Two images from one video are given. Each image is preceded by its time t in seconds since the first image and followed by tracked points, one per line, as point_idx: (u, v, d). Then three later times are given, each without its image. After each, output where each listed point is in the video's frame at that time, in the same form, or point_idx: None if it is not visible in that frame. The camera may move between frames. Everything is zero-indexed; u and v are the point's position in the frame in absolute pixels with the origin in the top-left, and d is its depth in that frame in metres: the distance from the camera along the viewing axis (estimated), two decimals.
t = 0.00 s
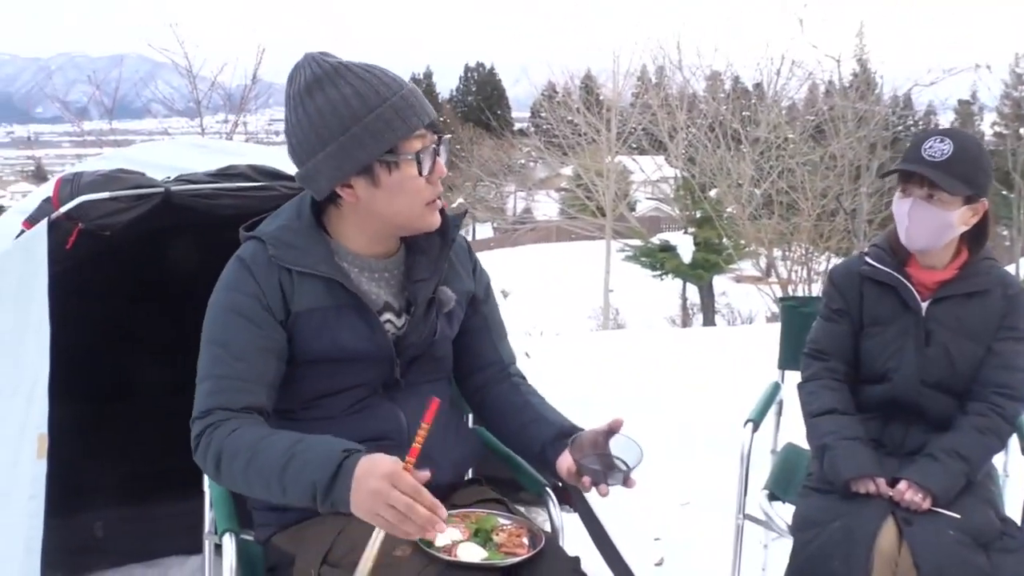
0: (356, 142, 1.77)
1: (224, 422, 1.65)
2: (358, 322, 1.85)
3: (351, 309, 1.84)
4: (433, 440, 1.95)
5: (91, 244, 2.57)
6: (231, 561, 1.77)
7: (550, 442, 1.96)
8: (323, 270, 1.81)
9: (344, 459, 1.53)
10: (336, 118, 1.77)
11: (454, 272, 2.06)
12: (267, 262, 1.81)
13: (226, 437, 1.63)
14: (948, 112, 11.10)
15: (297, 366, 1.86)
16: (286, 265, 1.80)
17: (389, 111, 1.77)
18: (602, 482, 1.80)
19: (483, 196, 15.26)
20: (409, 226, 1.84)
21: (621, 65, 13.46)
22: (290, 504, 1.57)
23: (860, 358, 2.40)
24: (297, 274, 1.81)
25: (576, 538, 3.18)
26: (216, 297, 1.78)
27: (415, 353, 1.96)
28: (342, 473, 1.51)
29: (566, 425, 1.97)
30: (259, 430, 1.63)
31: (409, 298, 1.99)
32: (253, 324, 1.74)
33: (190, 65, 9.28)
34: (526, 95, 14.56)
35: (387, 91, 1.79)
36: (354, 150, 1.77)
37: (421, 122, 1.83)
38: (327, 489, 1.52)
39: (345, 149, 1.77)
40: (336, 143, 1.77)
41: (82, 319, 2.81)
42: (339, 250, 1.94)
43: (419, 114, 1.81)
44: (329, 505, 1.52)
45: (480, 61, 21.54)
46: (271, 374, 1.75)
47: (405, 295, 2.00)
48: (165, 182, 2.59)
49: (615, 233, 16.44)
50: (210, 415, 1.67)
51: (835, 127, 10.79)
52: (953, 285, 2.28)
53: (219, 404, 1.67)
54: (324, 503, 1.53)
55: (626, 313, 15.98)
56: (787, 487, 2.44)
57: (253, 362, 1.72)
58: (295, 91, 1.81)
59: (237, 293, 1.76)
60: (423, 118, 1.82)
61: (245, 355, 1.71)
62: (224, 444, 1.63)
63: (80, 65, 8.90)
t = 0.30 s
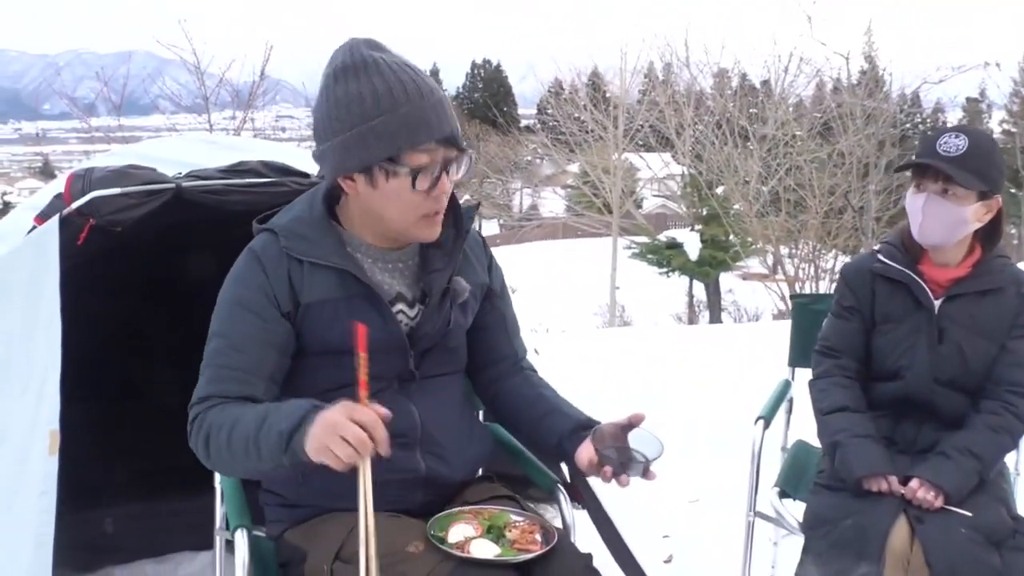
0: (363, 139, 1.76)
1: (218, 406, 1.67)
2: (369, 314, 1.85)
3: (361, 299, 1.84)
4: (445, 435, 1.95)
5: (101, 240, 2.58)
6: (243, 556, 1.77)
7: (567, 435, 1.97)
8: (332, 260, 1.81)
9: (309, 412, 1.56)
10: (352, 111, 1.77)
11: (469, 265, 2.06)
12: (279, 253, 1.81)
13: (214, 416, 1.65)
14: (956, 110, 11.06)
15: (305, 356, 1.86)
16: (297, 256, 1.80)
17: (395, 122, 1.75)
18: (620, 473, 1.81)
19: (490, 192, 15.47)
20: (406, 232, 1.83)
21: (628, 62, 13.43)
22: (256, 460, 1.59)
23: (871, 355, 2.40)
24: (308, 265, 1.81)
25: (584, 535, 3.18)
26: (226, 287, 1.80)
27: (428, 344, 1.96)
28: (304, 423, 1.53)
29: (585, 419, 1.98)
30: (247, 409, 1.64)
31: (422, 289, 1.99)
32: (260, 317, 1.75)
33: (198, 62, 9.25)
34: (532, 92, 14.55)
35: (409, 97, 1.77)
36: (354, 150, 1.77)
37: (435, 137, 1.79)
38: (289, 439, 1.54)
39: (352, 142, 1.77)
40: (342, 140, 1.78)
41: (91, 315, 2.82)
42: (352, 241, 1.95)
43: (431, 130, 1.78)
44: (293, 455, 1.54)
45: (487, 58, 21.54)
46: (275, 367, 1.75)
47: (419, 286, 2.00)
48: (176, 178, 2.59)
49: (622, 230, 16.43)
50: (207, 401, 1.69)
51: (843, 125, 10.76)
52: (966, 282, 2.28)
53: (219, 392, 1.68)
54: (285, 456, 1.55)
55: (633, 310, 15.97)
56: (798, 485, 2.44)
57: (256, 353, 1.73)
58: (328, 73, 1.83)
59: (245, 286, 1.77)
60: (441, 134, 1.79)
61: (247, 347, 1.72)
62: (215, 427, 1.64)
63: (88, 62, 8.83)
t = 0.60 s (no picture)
0: (366, 143, 1.76)
1: (216, 397, 1.66)
2: (369, 302, 1.85)
3: (360, 287, 1.84)
4: (444, 424, 1.95)
5: (98, 234, 2.58)
6: (244, 548, 1.77)
7: (564, 417, 1.97)
8: (331, 249, 1.81)
9: (296, 389, 1.56)
10: (362, 111, 1.76)
11: (468, 256, 2.07)
12: (274, 241, 1.81)
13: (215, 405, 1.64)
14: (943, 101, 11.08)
15: (302, 346, 1.86)
16: (291, 244, 1.80)
17: (393, 135, 1.74)
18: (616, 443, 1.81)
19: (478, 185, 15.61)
20: (388, 231, 1.86)
21: (617, 54, 13.43)
22: (248, 439, 1.59)
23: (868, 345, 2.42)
24: (304, 254, 1.81)
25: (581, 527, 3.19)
26: (223, 279, 1.78)
27: (428, 332, 1.97)
28: (292, 401, 1.54)
29: (581, 398, 1.98)
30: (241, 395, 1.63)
31: (420, 278, 2.01)
32: (257, 308, 1.74)
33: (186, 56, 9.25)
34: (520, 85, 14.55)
35: (419, 115, 1.76)
36: (350, 149, 1.78)
37: (430, 156, 1.78)
38: (282, 418, 1.54)
39: (355, 142, 1.76)
40: (343, 134, 1.78)
41: (87, 310, 2.82)
42: (350, 231, 1.95)
43: (426, 150, 1.77)
44: (285, 433, 1.55)
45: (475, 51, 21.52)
46: (275, 359, 1.76)
47: (417, 275, 2.01)
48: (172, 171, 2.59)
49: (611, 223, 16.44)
50: (204, 394, 1.68)
51: (831, 117, 10.77)
52: (961, 272, 2.29)
53: (216, 384, 1.68)
54: (280, 435, 1.55)
55: (622, 303, 15.98)
56: (796, 475, 2.46)
57: (255, 345, 1.72)
58: (349, 60, 1.80)
59: (242, 277, 1.76)
60: (436, 154, 1.78)
61: (240, 337, 1.71)
62: (213, 415, 1.63)
63: (75, 56, 8.85)
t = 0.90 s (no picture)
0: (365, 139, 1.75)
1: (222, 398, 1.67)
2: (368, 298, 1.85)
3: (358, 283, 1.84)
4: (444, 419, 1.95)
5: (99, 230, 2.59)
6: (245, 542, 1.77)
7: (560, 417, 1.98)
8: (330, 246, 1.80)
9: (305, 406, 1.57)
10: (360, 106, 1.76)
11: (467, 250, 2.07)
12: (271, 239, 1.80)
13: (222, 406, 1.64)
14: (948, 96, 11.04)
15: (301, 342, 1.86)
16: (289, 241, 1.80)
17: (394, 129, 1.74)
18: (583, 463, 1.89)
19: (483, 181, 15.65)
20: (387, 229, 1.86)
21: (622, 50, 13.43)
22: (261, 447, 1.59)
23: (869, 338, 2.42)
24: (301, 251, 1.81)
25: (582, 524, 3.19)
26: (221, 277, 1.78)
27: (428, 327, 1.97)
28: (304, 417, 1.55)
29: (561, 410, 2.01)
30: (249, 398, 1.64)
31: (419, 272, 2.01)
32: (256, 307, 1.74)
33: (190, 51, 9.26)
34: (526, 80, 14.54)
35: (417, 110, 1.76)
36: (351, 144, 1.77)
37: (428, 152, 1.78)
38: (295, 431, 1.55)
39: (354, 138, 1.76)
40: (342, 131, 1.78)
41: (89, 305, 2.82)
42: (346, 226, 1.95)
43: (427, 145, 1.77)
44: (299, 448, 1.55)
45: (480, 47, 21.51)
46: (275, 355, 1.76)
47: (417, 269, 2.01)
48: (174, 166, 2.59)
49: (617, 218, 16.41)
50: (206, 395, 1.69)
51: (836, 112, 10.74)
52: (962, 266, 2.28)
53: (218, 384, 1.69)
54: (294, 449, 1.56)
55: (628, 298, 15.97)
56: (797, 468, 2.46)
57: (256, 344, 1.72)
58: (346, 56, 1.80)
59: (239, 275, 1.76)
60: (436, 149, 1.79)
61: (237, 336, 1.71)
62: (221, 419, 1.64)
63: (79, 52, 8.88)
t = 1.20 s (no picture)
0: (384, 121, 1.75)
1: (242, 413, 1.73)
2: (368, 299, 1.85)
3: (359, 285, 1.85)
4: (444, 416, 1.96)
5: (102, 229, 2.61)
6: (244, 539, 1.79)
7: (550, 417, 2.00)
8: (331, 249, 1.81)
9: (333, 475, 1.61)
10: (355, 98, 1.76)
11: (464, 245, 2.08)
12: (272, 244, 1.81)
13: (241, 431, 1.70)
14: (959, 91, 11.00)
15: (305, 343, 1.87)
16: (290, 246, 1.80)
17: (408, 100, 1.76)
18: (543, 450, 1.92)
19: (493, 178, 15.65)
20: (418, 210, 1.86)
21: (631, 47, 13.43)
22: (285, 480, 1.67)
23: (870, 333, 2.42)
24: (303, 255, 1.81)
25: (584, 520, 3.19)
26: (222, 283, 1.80)
27: (428, 324, 1.98)
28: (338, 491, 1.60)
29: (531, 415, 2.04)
30: (271, 428, 1.69)
31: (420, 269, 2.02)
32: (259, 312, 1.75)
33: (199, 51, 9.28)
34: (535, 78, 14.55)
35: (410, 80, 1.78)
36: (371, 133, 1.76)
37: (439, 113, 1.82)
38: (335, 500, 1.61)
39: (367, 127, 1.76)
40: (354, 125, 1.76)
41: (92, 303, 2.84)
42: (346, 227, 1.96)
43: (437, 105, 1.81)
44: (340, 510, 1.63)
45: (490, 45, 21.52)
46: (278, 359, 1.78)
47: (417, 266, 2.02)
48: (176, 165, 2.60)
49: (627, 215, 16.40)
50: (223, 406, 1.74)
51: (845, 108, 10.71)
52: (962, 261, 2.28)
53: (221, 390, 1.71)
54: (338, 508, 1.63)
55: (638, 295, 15.95)
56: (798, 463, 2.47)
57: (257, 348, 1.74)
58: (318, 63, 1.80)
59: (242, 281, 1.77)
60: (443, 109, 1.83)
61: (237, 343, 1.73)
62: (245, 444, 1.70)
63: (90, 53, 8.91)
